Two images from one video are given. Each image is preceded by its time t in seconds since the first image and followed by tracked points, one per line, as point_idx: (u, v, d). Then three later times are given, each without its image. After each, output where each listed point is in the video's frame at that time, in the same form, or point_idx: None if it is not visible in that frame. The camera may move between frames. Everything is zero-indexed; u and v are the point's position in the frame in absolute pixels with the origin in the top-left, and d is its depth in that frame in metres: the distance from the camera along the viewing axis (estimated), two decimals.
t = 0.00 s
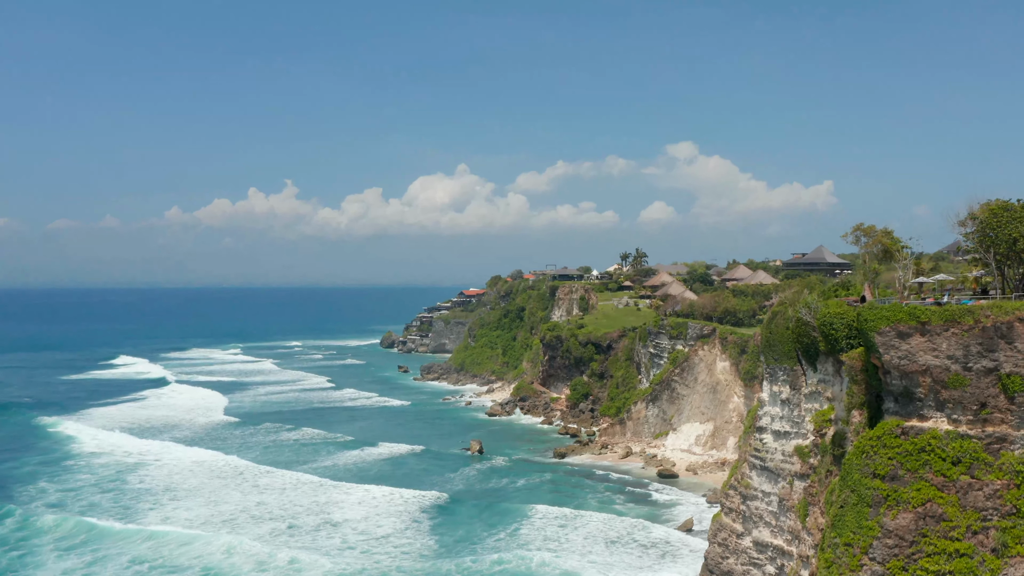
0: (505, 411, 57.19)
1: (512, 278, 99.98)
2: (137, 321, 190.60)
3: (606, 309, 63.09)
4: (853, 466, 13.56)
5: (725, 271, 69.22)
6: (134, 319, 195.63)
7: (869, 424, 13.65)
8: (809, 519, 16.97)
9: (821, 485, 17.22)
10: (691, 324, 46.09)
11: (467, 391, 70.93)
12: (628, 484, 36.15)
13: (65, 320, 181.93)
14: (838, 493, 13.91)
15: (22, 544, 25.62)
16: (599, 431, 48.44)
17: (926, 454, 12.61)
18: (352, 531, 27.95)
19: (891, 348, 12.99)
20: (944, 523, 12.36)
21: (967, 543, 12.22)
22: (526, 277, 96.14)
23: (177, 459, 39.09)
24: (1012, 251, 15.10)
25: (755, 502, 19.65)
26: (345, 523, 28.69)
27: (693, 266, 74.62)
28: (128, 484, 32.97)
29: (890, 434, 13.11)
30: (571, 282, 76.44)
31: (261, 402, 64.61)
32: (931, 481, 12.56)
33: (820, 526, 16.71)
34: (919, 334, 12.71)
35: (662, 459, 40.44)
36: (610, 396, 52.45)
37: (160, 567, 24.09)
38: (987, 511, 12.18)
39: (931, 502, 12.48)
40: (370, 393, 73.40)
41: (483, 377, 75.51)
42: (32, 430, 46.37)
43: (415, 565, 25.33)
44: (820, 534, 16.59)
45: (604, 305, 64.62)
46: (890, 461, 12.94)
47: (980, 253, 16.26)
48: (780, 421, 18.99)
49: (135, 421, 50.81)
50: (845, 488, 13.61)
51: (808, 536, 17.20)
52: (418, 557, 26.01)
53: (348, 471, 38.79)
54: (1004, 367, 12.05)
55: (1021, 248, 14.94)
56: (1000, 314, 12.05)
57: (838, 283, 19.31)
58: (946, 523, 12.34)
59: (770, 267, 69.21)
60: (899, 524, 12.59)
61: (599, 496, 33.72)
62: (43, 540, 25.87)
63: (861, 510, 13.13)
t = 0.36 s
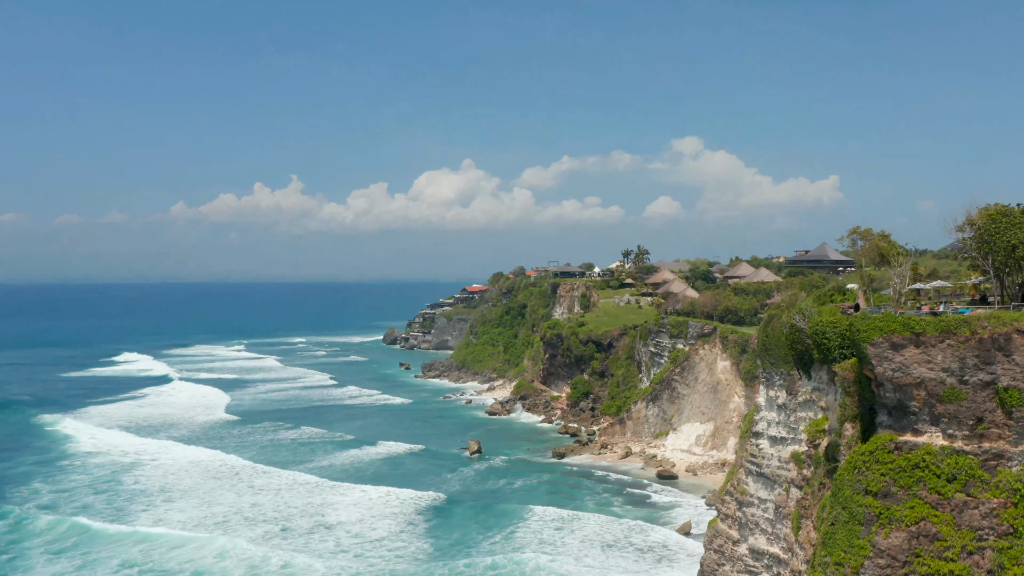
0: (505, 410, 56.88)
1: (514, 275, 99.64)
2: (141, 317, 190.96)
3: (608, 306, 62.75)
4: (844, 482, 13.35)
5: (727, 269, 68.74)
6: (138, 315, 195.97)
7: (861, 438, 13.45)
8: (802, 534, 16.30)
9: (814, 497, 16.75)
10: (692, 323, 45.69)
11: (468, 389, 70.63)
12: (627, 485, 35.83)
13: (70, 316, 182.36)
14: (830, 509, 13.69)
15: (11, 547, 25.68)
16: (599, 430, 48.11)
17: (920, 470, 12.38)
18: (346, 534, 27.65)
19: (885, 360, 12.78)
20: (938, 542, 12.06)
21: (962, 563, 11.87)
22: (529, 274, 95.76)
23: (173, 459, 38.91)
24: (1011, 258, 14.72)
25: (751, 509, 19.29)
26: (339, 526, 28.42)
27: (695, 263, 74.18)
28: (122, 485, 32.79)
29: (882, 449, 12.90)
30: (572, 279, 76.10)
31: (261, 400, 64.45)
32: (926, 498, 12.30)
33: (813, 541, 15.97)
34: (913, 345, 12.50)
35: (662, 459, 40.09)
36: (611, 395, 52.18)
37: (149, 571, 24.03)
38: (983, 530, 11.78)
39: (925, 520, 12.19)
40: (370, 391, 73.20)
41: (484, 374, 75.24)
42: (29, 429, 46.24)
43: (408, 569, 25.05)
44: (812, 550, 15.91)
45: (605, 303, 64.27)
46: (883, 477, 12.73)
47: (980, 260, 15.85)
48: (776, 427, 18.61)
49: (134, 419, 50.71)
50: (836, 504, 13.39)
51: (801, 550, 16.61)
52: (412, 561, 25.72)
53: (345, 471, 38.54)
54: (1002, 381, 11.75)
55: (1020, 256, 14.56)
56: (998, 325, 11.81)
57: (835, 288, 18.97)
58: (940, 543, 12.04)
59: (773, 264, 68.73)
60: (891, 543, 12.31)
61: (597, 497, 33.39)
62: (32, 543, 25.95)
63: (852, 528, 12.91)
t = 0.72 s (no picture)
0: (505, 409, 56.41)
1: (516, 271, 99.31)
2: (146, 312, 191.23)
3: (609, 304, 62.34)
4: (835, 502, 13.19)
5: (729, 266, 68.24)
6: (142, 310, 196.28)
7: (852, 457, 13.35)
8: (792, 551, 16.27)
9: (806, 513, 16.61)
10: (692, 322, 45.27)
11: (469, 387, 70.38)
12: (625, 487, 35.47)
13: (74, 311, 182.70)
14: (818, 530, 13.55)
15: None
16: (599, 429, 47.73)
17: (912, 491, 12.32)
18: (339, 538, 27.36)
19: (876, 375, 12.74)
20: (930, 567, 11.98)
21: None
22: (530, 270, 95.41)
23: (168, 459, 38.69)
24: (1010, 267, 14.33)
25: (746, 517, 18.88)
26: (331, 529, 28.12)
27: (697, 260, 73.68)
28: (114, 487, 32.56)
29: (874, 468, 12.82)
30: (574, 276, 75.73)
31: (260, 398, 64.32)
32: (918, 521, 12.24)
33: (803, 559, 15.99)
34: (906, 360, 12.47)
35: (661, 460, 39.68)
36: (611, 394, 51.81)
37: None
38: (977, 555, 11.72)
39: (918, 544, 12.10)
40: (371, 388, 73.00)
41: (485, 372, 74.97)
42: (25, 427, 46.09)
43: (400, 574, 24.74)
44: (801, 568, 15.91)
45: (607, 301, 63.87)
46: (874, 498, 12.63)
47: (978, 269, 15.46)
48: (771, 434, 18.19)
49: (131, 418, 50.56)
50: (826, 525, 13.25)
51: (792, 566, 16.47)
52: (405, 566, 25.43)
53: (341, 471, 38.30)
54: (998, 399, 11.78)
55: (1019, 265, 14.18)
56: (994, 340, 11.83)
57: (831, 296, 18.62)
58: (933, 567, 11.95)
59: (775, 261, 68.25)
60: (882, 567, 12.22)
61: (594, 500, 33.06)
62: (20, 547, 26.05)
63: (841, 550, 12.77)
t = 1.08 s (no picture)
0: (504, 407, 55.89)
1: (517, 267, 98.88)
2: (149, 307, 191.18)
3: (609, 302, 61.87)
4: (823, 526, 13.29)
5: (731, 263, 67.71)
6: (146, 305, 196.35)
7: (842, 477, 13.51)
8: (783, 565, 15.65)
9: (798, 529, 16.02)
10: (692, 321, 44.85)
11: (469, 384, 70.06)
12: (623, 488, 35.11)
13: (78, 306, 182.82)
14: (805, 553, 13.66)
15: None
16: (598, 429, 47.28)
17: (903, 514, 12.30)
18: (331, 542, 27.07)
19: (866, 393, 12.67)
20: None
21: None
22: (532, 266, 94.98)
23: (163, 459, 38.48)
24: (1008, 278, 14.48)
25: (741, 526, 18.49)
26: (323, 532, 27.86)
27: (699, 257, 73.14)
28: (107, 488, 32.36)
29: (864, 489, 12.85)
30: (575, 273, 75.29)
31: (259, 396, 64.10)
32: (909, 545, 12.21)
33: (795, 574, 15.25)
34: (898, 376, 12.42)
35: (660, 460, 39.28)
36: (611, 392, 51.42)
37: None
38: None
39: (909, 568, 12.10)
40: (371, 386, 72.74)
41: (485, 369, 74.63)
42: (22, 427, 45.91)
43: None
44: None
45: (607, 298, 63.38)
46: (864, 521, 12.65)
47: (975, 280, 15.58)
48: (766, 441, 17.67)
49: (129, 416, 50.36)
50: (813, 549, 13.34)
51: None
52: (397, 570, 25.14)
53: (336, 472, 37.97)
54: (994, 419, 11.74)
55: (1017, 276, 14.30)
56: (991, 356, 11.78)
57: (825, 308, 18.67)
58: None
59: (777, 258, 67.72)
60: None
61: (590, 502, 32.67)
62: (9, 550, 26.20)
63: (831, 573, 12.86)
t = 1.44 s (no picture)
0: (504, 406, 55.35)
1: (519, 264, 98.50)
2: (152, 303, 191.18)
3: (609, 299, 61.46)
4: (811, 546, 13.53)
5: (733, 260, 67.21)
6: (149, 301, 196.40)
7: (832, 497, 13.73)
8: None
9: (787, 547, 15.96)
10: (692, 319, 44.55)
11: (469, 382, 69.80)
12: (621, 489, 34.78)
13: (81, 302, 182.98)
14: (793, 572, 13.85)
15: None
16: (598, 429, 46.87)
17: (895, 538, 12.38)
18: (323, 545, 26.79)
19: (858, 411, 12.83)
20: None
21: None
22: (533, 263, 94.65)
23: (158, 459, 38.27)
24: (1006, 289, 14.81)
25: (735, 534, 18.13)
26: (316, 535, 27.59)
27: (700, 254, 72.70)
28: (100, 489, 32.18)
29: (854, 510, 12.99)
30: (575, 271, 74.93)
31: (258, 394, 63.90)
32: (900, 569, 12.31)
33: None
34: (890, 394, 12.54)
35: (659, 461, 38.92)
36: (610, 391, 51.08)
37: None
38: None
39: None
40: (371, 383, 72.52)
41: (485, 367, 74.30)
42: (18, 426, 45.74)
43: None
44: None
45: (608, 296, 62.93)
46: (854, 544, 12.80)
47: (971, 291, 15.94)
48: (761, 448, 17.30)
49: (126, 415, 50.20)
50: (802, 572, 13.50)
51: None
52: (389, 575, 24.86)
53: (331, 474, 37.62)
54: (989, 438, 11.74)
55: (1014, 286, 14.70)
56: (986, 373, 11.84)
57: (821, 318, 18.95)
58: None
59: (779, 255, 67.25)
60: None
61: (586, 505, 32.29)
62: None
63: None
